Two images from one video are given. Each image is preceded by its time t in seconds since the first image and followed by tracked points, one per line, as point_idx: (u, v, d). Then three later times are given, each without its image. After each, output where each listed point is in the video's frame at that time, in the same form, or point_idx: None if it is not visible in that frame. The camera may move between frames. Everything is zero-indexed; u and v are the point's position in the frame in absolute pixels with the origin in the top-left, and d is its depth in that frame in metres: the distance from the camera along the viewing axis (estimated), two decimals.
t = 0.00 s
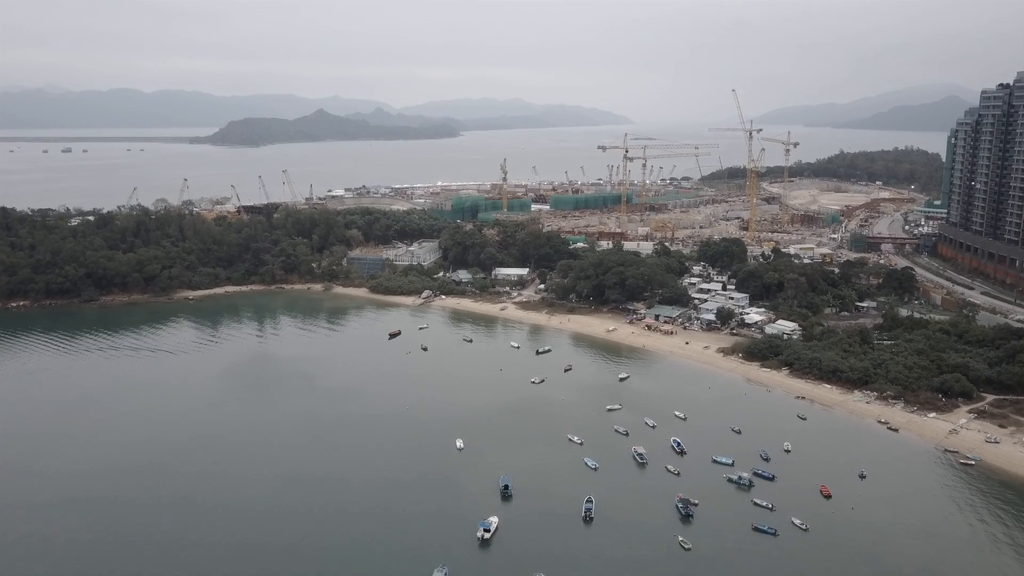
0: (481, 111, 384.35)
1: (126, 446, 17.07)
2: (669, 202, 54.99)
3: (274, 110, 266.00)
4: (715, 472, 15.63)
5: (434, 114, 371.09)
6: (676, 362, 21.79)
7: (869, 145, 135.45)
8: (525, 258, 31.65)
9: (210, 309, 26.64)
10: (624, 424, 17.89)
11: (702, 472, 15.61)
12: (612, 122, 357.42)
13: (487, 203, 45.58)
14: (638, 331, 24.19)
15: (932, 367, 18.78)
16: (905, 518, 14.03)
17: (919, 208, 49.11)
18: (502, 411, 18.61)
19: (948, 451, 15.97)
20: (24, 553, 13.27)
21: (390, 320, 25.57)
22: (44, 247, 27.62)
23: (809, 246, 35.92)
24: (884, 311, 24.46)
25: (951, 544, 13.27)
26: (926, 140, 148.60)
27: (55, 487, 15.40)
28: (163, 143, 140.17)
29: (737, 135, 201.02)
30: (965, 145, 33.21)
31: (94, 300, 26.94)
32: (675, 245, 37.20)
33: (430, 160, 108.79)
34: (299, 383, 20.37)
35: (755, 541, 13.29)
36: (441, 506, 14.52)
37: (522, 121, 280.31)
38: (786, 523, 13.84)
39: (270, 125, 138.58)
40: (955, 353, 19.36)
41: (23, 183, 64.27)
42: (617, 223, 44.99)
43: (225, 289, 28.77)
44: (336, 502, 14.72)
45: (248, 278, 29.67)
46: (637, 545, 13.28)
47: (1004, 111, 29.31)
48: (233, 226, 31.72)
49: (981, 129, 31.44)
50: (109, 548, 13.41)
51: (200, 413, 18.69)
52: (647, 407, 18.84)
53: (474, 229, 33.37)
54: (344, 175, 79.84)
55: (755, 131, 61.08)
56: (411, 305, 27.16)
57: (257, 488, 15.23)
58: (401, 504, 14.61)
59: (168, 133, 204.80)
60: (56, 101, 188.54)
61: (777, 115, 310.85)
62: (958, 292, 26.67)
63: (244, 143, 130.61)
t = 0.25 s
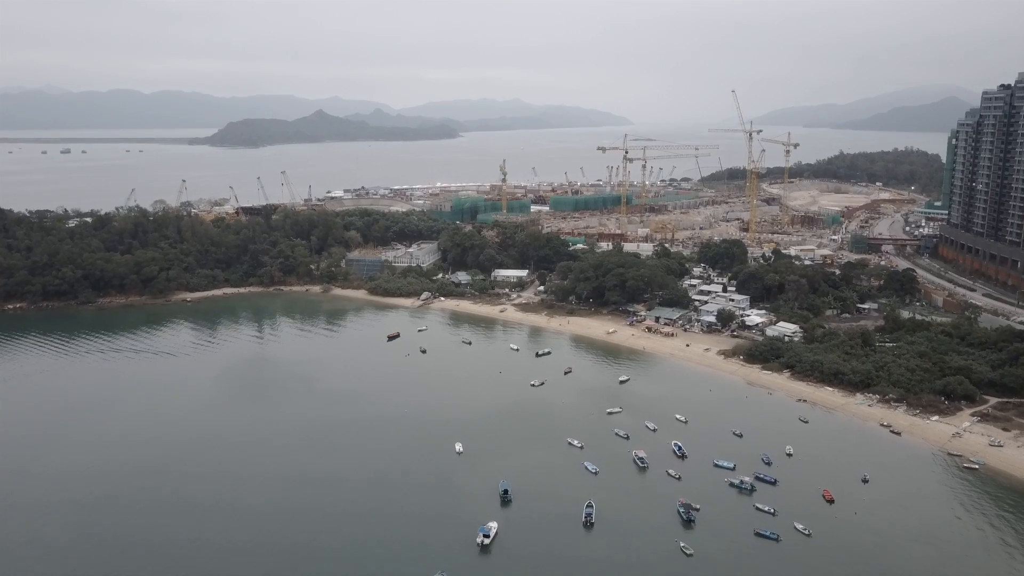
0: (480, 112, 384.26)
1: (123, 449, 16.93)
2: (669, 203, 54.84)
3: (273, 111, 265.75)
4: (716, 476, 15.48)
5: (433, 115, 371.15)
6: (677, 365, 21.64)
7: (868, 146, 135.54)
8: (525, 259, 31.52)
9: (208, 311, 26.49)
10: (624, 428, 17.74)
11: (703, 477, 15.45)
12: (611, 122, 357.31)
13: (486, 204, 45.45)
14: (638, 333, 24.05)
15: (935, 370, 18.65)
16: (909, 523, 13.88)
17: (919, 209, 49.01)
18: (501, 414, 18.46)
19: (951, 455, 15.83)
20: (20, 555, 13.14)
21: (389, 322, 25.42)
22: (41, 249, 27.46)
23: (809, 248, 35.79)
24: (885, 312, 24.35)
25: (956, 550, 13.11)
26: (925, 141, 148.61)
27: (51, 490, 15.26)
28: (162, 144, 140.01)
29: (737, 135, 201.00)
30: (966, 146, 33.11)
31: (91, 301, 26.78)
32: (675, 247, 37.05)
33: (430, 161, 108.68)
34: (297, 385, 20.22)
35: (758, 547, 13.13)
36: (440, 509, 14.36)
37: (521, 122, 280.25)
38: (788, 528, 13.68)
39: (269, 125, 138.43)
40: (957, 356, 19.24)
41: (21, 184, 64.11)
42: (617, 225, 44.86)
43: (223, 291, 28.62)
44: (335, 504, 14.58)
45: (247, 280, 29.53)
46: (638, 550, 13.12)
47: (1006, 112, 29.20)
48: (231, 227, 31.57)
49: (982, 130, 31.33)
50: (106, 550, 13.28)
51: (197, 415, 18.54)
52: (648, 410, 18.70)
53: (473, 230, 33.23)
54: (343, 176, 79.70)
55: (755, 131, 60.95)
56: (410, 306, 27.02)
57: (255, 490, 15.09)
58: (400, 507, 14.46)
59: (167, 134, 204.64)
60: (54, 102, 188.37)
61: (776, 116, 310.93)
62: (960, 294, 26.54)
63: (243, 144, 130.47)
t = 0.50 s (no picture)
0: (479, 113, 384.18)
1: (120, 450, 16.78)
2: (669, 204, 54.69)
3: (273, 112, 265.50)
4: (718, 480, 15.33)
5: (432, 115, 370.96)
6: (677, 367, 21.50)
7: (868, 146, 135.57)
8: (525, 261, 31.38)
9: (206, 313, 26.34)
10: (624, 431, 17.59)
11: (705, 481, 15.29)
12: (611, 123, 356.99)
13: (485, 205, 45.32)
14: (638, 335, 23.92)
15: (937, 372, 18.53)
16: (912, 527, 13.75)
17: (920, 210, 48.92)
18: (501, 417, 18.31)
19: (954, 458, 15.70)
20: (16, 558, 12.99)
21: (388, 324, 25.29)
22: (38, 250, 27.29)
23: (810, 249, 35.65)
24: (887, 314, 24.23)
25: (961, 555, 12.97)
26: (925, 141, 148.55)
27: (47, 491, 15.09)
28: (162, 145, 139.82)
29: (736, 136, 201.09)
30: (968, 147, 32.98)
31: (89, 303, 26.61)
32: (675, 248, 36.91)
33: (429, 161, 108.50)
34: (295, 387, 20.06)
35: (760, 552, 12.96)
36: (439, 512, 14.22)
37: (521, 122, 280.12)
38: (791, 533, 13.52)
39: (268, 126, 138.27)
40: (960, 358, 19.12)
41: (20, 184, 63.92)
42: (617, 225, 44.72)
43: (221, 293, 28.47)
44: (333, 506, 14.44)
45: (245, 281, 29.38)
46: (639, 556, 12.94)
47: (1008, 112, 29.06)
48: (229, 228, 31.40)
49: (984, 131, 31.21)
50: (103, 552, 13.14)
51: (196, 416, 18.41)
52: (648, 413, 18.55)
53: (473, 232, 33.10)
54: (342, 177, 79.51)
55: (755, 132, 60.81)
56: (409, 308, 26.88)
57: (252, 492, 14.94)
58: (399, 509, 14.32)
59: (166, 134, 204.38)
60: (53, 102, 188.09)
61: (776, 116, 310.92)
62: (961, 295, 26.43)
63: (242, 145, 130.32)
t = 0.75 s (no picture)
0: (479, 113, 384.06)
1: (116, 451, 16.62)
2: (669, 204, 54.56)
3: (273, 112, 265.35)
4: (720, 484, 15.18)
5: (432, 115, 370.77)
6: (678, 369, 21.36)
7: (867, 146, 135.46)
8: (524, 261, 31.25)
9: (204, 314, 26.19)
10: (625, 434, 17.44)
11: (706, 485, 15.14)
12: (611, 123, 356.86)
13: (485, 205, 45.18)
14: (639, 336, 23.80)
15: (940, 374, 18.41)
16: (917, 532, 13.61)
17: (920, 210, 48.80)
18: (501, 419, 18.16)
19: (958, 461, 15.58)
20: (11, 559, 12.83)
21: (387, 325, 25.14)
22: (35, 251, 27.11)
23: (811, 249, 35.52)
24: (888, 315, 24.12)
25: (966, 560, 12.83)
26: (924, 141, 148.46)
27: (42, 493, 14.92)
28: (161, 145, 139.64)
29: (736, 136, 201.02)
30: (970, 147, 32.85)
31: (86, 304, 26.44)
32: (676, 248, 36.78)
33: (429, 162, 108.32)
34: (293, 388, 19.91)
35: (763, 557, 12.80)
36: (439, 515, 14.07)
37: (521, 122, 279.86)
38: (794, 538, 13.36)
39: (268, 126, 138.12)
40: (963, 360, 19.00)
41: (18, 184, 63.72)
42: (617, 226, 44.58)
43: (220, 293, 28.32)
44: (332, 508, 14.28)
45: (243, 282, 29.23)
46: (641, 560, 12.77)
47: (1010, 112, 28.93)
48: (228, 229, 31.23)
49: (986, 131, 31.08)
50: (99, 554, 12.99)
51: (193, 416, 18.28)
52: (649, 415, 18.41)
53: (472, 232, 32.96)
54: (342, 176, 79.36)
55: (756, 132, 60.67)
56: (409, 309, 26.74)
57: (250, 494, 14.79)
58: (399, 511, 14.17)
59: (165, 134, 204.08)
60: (52, 102, 187.77)
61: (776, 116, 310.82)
62: (963, 296, 26.31)
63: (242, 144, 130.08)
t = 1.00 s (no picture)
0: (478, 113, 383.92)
1: (113, 452, 16.46)
2: (669, 204, 54.43)
3: (272, 112, 265.10)
4: (721, 487, 15.03)
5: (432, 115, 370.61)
6: (679, 370, 21.21)
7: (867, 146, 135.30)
8: (524, 262, 31.13)
9: (202, 314, 26.04)
10: (626, 436, 17.29)
11: (708, 488, 14.98)
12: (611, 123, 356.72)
13: (484, 205, 45.06)
14: (639, 337, 23.68)
15: (943, 376, 18.28)
16: (919, 535, 13.51)
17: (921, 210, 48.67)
18: (501, 421, 18.00)
19: (961, 464, 15.45)
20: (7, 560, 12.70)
21: (386, 326, 24.99)
22: (33, 251, 26.95)
23: (811, 249, 35.40)
24: (890, 316, 24.00)
25: (971, 565, 12.68)
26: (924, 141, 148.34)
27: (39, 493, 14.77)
28: (160, 144, 139.43)
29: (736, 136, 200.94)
30: (971, 147, 32.72)
31: (83, 304, 26.29)
32: (676, 248, 36.66)
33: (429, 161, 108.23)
34: (291, 389, 19.77)
35: (766, 562, 12.62)
36: (439, 517, 13.94)
37: (520, 122, 279.68)
38: (797, 543, 13.20)
39: (267, 126, 138.03)
40: (966, 361, 18.87)
41: (18, 184, 63.59)
42: (617, 226, 44.45)
43: (218, 294, 28.19)
44: (331, 509, 14.15)
45: (242, 282, 29.09)
46: (643, 565, 12.60)
47: (1012, 112, 28.79)
48: (226, 229, 31.09)
49: (988, 131, 30.94)
50: (96, 554, 12.86)
51: (191, 416, 18.15)
52: (649, 418, 18.27)
53: (472, 232, 32.83)
54: (341, 176, 79.20)
55: (756, 132, 60.54)
56: (408, 309, 26.60)
57: (248, 495, 14.65)
58: (398, 513, 14.05)
59: (164, 134, 203.85)
60: (51, 102, 187.54)
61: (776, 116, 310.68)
62: (965, 297, 26.19)
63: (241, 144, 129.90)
